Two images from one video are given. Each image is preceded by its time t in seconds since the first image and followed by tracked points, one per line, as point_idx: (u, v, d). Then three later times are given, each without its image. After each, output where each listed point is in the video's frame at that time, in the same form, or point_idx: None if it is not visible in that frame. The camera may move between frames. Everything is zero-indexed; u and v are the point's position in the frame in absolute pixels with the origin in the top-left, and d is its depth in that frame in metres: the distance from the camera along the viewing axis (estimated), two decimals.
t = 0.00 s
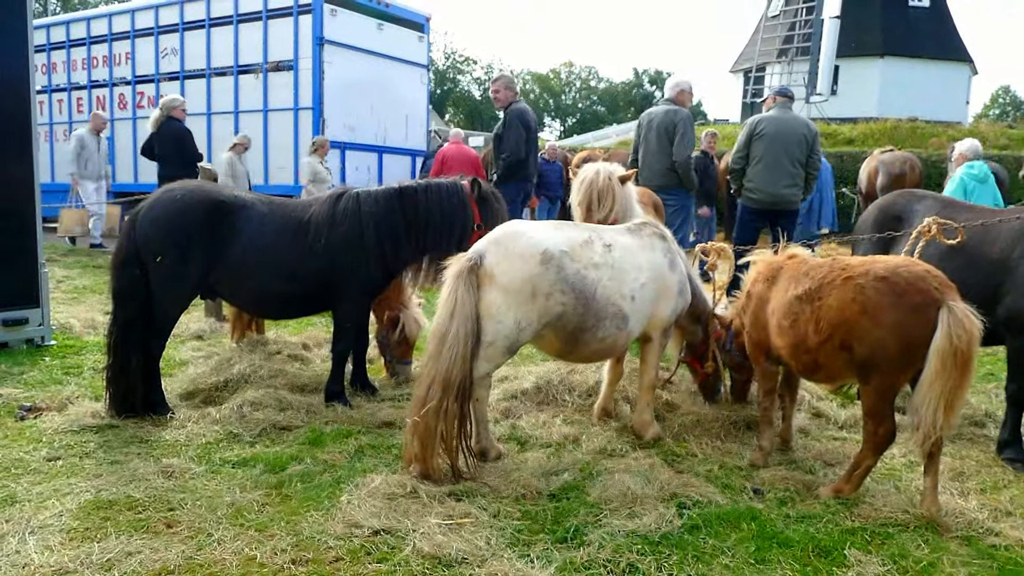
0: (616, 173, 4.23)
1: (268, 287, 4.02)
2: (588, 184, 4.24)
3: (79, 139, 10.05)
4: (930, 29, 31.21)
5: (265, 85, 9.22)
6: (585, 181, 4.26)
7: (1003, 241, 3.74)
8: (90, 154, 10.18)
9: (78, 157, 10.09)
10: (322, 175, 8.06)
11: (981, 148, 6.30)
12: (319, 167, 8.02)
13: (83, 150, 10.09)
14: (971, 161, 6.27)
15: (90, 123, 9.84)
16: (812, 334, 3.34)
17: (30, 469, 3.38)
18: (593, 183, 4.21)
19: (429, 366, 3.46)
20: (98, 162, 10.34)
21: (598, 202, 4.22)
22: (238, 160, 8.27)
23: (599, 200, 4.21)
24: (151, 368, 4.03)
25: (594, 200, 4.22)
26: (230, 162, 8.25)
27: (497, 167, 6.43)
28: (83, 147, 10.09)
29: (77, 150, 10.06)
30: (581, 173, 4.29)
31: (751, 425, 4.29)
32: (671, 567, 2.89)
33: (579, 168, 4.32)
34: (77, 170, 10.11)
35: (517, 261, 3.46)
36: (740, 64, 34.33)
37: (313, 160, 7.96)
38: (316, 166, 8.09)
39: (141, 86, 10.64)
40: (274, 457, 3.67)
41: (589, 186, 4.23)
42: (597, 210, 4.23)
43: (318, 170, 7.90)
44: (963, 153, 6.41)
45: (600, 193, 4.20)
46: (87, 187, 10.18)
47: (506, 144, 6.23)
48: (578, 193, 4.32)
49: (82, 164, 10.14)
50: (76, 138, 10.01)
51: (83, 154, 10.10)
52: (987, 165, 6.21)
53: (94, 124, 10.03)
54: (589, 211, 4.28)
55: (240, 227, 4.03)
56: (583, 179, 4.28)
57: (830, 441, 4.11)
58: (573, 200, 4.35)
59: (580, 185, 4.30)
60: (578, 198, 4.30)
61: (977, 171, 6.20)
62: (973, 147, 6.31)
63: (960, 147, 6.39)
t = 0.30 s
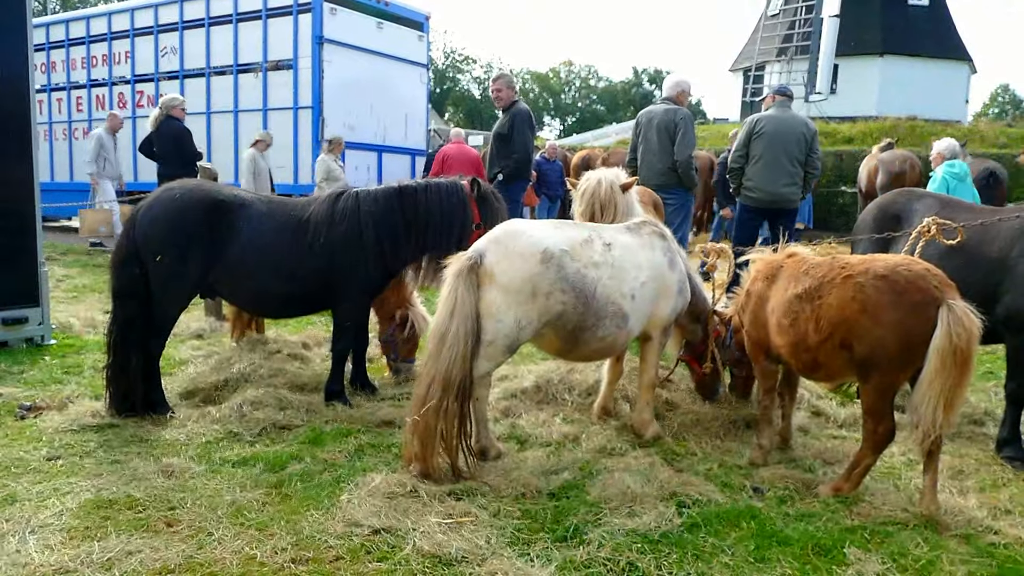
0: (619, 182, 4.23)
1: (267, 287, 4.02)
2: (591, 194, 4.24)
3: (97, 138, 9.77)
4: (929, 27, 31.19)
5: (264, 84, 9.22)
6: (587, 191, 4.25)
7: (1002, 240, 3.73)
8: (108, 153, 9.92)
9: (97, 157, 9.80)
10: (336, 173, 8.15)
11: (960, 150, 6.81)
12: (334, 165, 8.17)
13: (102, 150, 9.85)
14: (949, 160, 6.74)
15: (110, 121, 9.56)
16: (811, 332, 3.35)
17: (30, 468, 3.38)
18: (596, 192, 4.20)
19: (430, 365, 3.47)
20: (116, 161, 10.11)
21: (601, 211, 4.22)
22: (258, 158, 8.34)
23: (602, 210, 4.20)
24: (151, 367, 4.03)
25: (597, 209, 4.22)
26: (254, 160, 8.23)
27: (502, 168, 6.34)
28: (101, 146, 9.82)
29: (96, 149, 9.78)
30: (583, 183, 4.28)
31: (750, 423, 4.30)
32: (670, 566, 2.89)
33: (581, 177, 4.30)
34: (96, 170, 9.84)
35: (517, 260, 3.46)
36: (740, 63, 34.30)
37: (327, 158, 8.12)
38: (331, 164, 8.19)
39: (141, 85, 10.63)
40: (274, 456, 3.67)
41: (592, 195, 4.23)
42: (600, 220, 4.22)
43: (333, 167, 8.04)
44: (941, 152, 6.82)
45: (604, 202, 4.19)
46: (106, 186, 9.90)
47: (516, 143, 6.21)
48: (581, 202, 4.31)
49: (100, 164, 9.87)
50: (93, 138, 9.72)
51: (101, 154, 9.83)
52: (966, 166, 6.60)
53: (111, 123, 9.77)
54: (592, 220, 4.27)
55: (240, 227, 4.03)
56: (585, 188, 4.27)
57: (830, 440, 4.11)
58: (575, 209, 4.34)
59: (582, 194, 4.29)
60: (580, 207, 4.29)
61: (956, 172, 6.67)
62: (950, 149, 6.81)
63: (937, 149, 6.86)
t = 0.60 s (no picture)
0: (628, 199, 4.24)
1: (267, 286, 4.01)
2: (599, 208, 4.25)
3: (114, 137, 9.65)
4: (929, 26, 31.18)
5: (263, 83, 9.21)
6: (595, 206, 4.26)
7: (1002, 240, 3.71)
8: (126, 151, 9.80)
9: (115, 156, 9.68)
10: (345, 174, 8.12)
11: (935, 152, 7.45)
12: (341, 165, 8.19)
13: (122, 150, 9.72)
14: (928, 160, 7.10)
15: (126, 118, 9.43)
16: (811, 332, 3.34)
17: (29, 468, 3.38)
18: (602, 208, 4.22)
19: (429, 364, 3.46)
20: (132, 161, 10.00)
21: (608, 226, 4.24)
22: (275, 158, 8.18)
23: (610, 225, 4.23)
24: (150, 366, 4.03)
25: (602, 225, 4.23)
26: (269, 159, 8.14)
27: (505, 167, 6.28)
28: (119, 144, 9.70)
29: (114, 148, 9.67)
30: (589, 198, 4.29)
31: (750, 422, 4.30)
32: (671, 565, 2.89)
33: (587, 191, 4.31)
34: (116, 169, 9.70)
35: (516, 259, 3.46)
36: (740, 61, 34.31)
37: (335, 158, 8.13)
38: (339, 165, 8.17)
39: (140, 84, 10.61)
40: (274, 456, 3.67)
41: (599, 211, 4.25)
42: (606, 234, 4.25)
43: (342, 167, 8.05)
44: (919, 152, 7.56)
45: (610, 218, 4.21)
46: (124, 186, 9.72)
47: (520, 141, 6.14)
48: (588, 214, 4.32)
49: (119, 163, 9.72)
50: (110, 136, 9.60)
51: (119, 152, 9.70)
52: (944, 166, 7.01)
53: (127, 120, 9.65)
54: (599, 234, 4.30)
55: (239, 226, 4.02)
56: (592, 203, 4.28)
57: (829, 439, 4.11)
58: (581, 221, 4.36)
59: (590, 207, 4.31)
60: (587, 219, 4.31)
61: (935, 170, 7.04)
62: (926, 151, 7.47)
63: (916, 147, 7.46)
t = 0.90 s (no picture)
0: (623, 206, 4.29)
1: (258, 286, 4.00)
2: (594, 216, 4.28)
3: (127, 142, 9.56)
4: (919, 26, 31.36)
5: (254, 84, 9.20)
6: (590, 213, 4.29)
7: (990, 238, 3.72)
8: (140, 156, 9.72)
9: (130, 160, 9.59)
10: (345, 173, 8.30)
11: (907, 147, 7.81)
12: (342, 165, 8.35)
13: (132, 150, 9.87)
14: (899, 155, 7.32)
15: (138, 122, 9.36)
16: (801, 330, 3.36)
17: (19, 471, 3.37)
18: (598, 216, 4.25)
19: (422, 364, 3.47)
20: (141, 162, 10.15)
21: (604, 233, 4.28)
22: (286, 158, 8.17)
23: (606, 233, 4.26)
24: (142, 368, 4.02)
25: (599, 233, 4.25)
26: (280, 159, 8.12)
27: (500, 166, 6.27)
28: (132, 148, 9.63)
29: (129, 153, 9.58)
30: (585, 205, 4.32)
31: (741, 420, 4.32)
32: (663, 563, 2.91)
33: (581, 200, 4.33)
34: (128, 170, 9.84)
35: (508, 259, 3.47)
36: (733, 61, 34.39)
37: (337, 158, 8.26)
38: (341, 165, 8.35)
39: (130, 84, 10.57)
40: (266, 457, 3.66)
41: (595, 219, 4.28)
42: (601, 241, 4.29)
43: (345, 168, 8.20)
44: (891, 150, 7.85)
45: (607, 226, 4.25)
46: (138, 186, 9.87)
47: (516, 140, 6.13)
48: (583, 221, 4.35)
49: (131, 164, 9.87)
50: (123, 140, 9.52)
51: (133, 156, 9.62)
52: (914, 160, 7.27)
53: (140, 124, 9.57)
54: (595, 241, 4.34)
55: (230, 227, 4.01)
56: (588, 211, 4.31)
57: (820, 436, 4.13)
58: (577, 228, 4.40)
59: (585, 214, 4.34)
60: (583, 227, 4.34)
61: (906, 165, 7.28)
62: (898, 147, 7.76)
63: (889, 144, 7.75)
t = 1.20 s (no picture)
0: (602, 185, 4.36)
1: (228, 288, 3.95)
2: (575, 193, 4.33)
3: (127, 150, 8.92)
4: (889, 27, 31.82)
5: (225, 83, 9.10)
6: (570, 193, 4.33)
7: (955, 235, 3.77)
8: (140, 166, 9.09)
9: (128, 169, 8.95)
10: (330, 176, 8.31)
11: (857, 148, 7.91)
12: (328, 167, 8.32)
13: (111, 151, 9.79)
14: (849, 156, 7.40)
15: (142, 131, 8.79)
16: (771, 327, 3.39)
17: None
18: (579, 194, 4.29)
19: (394, 365, 3.45)
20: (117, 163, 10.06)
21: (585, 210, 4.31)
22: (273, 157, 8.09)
23: (588, 208, 4.29)
24: (109, 371, 3.97)
25: (581, 208, 4.31)
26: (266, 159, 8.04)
27: (475, 166, 6.25)
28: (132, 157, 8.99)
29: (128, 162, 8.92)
30: (564, 186, 4.37)
31: (713, 418, 4.35)
32: (635, 561, 2.92)
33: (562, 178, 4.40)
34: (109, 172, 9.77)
35: (480, 259, 3.46)
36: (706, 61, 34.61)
37: (324, 159, 8.22)
38: (326, 167, 8.34)
39: (99, 84, 10.40)
40: (237, 460, 3.63)
41: (575, 199, 4.32)
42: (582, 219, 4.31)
43: (331, 171, 8.18)
44: (841, 150, 7.93)
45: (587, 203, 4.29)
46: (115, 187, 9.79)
47: (491, 140, 6.14)
48: (564, 202, 4.39)
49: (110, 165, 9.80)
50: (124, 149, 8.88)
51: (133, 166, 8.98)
52: (864, 160, 7.36)
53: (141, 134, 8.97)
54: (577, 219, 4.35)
55: (200, 228, 3.96)
56: (568, 191, 4.35)
57: (791, 433, 4.17)
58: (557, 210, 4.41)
59: (566, 194, 4.38)
60: (564, 208, 4.37)
61: (856, 166, 7.36)
62: (849, 147, 7.83)
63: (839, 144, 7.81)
